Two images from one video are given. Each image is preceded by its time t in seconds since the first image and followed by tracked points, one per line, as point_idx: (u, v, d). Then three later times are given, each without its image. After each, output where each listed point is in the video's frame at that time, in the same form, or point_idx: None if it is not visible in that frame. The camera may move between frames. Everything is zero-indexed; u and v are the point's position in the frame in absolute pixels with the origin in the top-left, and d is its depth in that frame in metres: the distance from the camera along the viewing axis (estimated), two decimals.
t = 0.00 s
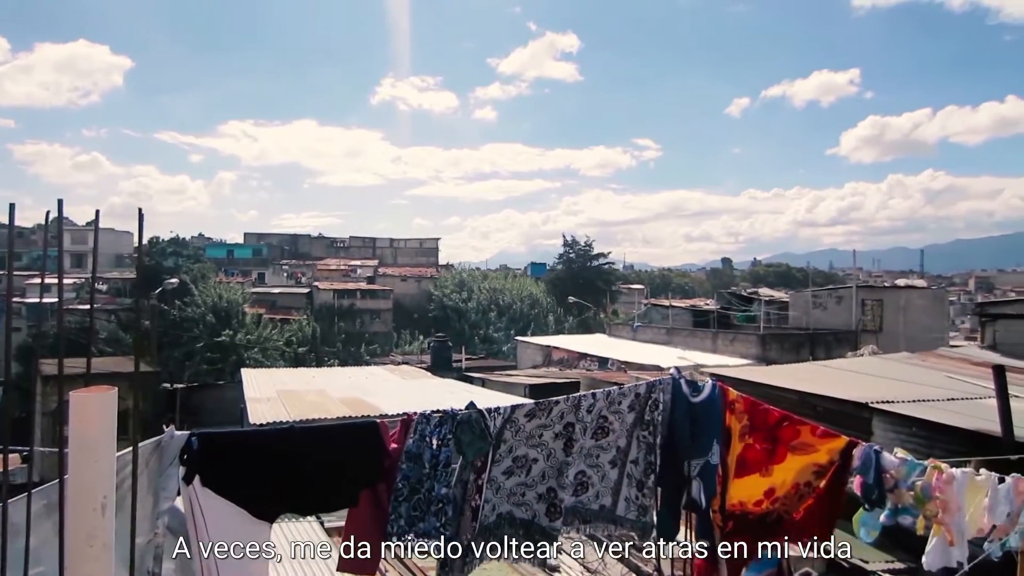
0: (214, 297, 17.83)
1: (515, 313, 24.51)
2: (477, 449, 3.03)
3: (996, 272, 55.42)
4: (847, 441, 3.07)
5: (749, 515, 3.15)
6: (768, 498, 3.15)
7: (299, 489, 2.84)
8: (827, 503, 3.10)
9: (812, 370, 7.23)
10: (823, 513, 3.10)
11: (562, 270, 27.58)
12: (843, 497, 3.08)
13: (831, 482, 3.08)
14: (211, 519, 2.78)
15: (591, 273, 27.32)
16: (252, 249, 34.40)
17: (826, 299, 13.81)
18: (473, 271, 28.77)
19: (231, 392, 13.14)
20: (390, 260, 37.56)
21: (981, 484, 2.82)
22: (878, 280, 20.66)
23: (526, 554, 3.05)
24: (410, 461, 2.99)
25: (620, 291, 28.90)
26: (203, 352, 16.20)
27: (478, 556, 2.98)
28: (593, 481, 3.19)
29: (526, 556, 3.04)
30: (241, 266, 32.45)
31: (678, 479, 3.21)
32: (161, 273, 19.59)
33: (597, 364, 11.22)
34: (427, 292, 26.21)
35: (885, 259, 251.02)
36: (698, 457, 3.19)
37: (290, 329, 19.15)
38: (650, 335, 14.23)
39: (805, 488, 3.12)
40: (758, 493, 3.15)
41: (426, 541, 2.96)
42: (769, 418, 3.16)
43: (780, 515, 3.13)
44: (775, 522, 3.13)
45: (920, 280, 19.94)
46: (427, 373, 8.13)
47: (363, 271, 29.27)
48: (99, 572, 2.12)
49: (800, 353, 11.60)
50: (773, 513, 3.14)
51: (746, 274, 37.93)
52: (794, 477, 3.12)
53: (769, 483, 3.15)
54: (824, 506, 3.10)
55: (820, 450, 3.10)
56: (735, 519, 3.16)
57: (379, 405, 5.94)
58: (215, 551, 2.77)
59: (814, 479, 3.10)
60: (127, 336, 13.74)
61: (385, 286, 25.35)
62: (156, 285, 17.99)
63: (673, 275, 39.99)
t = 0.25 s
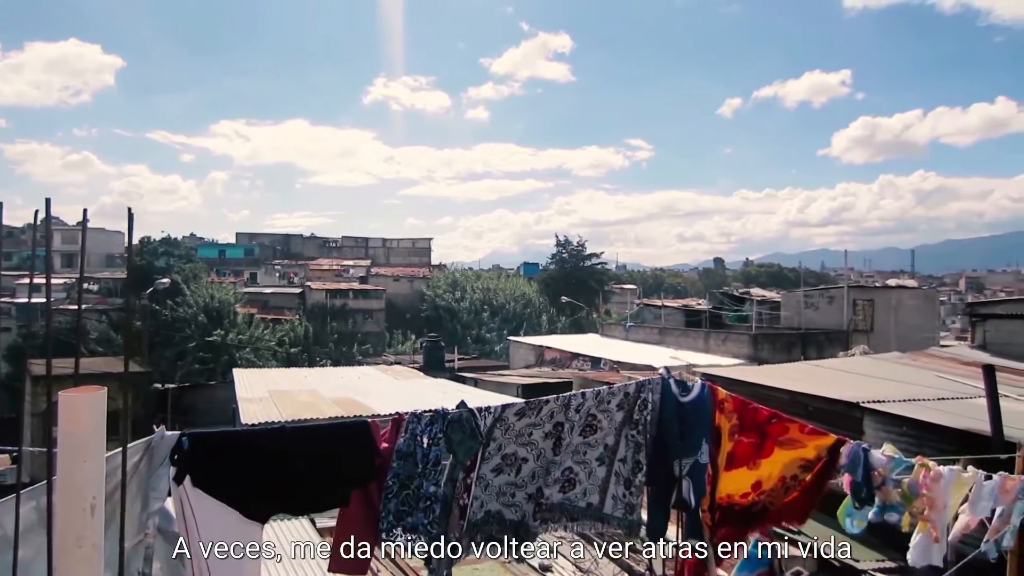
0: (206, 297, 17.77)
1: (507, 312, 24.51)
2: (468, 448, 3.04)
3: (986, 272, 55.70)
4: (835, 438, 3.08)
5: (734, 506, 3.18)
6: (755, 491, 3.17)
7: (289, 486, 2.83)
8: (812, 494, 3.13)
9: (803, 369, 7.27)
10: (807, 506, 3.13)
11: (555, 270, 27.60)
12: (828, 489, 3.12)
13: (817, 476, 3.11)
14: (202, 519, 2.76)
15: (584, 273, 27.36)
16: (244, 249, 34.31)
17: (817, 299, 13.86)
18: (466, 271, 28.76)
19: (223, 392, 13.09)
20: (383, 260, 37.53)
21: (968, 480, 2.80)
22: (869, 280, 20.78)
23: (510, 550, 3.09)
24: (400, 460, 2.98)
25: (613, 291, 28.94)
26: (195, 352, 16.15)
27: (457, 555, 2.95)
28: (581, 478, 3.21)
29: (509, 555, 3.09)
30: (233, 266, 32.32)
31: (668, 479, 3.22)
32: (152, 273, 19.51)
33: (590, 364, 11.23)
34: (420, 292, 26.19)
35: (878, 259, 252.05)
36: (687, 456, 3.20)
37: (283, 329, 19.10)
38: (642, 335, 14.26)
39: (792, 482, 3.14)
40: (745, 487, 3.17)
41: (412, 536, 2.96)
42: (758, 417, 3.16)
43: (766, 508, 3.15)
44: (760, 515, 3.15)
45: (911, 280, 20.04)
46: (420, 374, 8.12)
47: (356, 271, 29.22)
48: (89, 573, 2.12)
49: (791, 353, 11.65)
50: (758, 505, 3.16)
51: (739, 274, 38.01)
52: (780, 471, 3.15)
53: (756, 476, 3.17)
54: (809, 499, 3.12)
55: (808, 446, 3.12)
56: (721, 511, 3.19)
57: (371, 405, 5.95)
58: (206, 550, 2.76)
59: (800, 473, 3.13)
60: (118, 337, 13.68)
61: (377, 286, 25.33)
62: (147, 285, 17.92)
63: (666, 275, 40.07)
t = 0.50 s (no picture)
0: (197, 296, 17.70)
1: (500, 312, 24.51)
2: (460, 448, 3.04)
3: (977, 272, 55.93)
4: (826, 439, 3.09)
5: (723, 504, 3.19)
6: (745, 491, 3.18)
7: (279, 485, 2.83)
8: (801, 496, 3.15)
9: (794, 369, 7.30)
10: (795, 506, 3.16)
11: (548, 270, 27.61)
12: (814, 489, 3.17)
13: (807, 477, 3.12)
14: (193, 519, 2.77)
15: (577, 273, 27.38)
16: (236, 248, 34.20)
17: (809, 299, 13.91)
18: (459, 271, 28.74)
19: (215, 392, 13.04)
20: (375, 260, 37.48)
21: (956, 477, 2.82)
22: (860, 280, 20.86)
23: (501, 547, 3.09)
24: (393, 459, 2.98)
25: (605, 291, 28.97)
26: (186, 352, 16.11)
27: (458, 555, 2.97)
28: (569, 474, 3.21)
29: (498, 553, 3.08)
30: (225, 266, 32.19)
31: (659, 479, 3.24)
32: (143, 273, 19.42)
33: (582, 364, 11.25)
34: (413, 292, 26.15)
35: (870, 259, 253.11)
36: (679, 456, 3.23)
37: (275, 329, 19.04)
38: (635, 335, 14.29)
39: (782, 483, 3.14)
40: (735, 486, 3.19)
41: (403, 534, 2.97)
42: (751, 416, 3.18)
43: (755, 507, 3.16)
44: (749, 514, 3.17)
45: (902, 280, 20.12)
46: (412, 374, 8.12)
47: (348, 271, 29.16)
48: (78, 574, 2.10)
49: (783, 353, 11.69)
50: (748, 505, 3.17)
51: (731, 274, 38.09)
52: (771, 473, 3.15)
53: (748, 477, 3.18)
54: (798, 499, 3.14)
55: (799, 446, 3.12)
56: (712, 509, 3.21)
57: (363, 404, 5.94)
58: (202, 550, 2.77)
59: (791, 474, 3.13)
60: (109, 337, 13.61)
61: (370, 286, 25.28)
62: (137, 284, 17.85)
63: (658, 275, 40.12)
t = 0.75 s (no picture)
0: (189, 296, 17.63)
1: (493, 313, 24.52)
2: (452, 448, 3.04)
3: (968, 273, 56.26)
4: (817, 439, 3.11)
5: (715, 505, 3.20)
6: (737, 492, 3.19)
7: (272, 485, 2.82)
8: (793, 496, 3.16)
9: (785, 369, 7.33)
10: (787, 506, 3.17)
11: (541, 270, 27.64)
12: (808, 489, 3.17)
13: (798, 476, 3.14)
14: (184, 519, 2.72)
15: (570, 273, 27.42)
16: (228, 248, 34.09)
17: (800, 299, 13.97)
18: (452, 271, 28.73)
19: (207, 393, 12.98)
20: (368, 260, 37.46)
21: (946, 477, 2.83)
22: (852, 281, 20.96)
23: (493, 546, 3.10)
24: (386, 460, 2.97)
25: (598, 291, 29.01)
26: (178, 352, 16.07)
27: (455, 554, 3.00)
28: (562, 473, 3.22)
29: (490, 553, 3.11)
30: (216, 266, 32.06)
31: (652, 478, 3.24)
32: (135, 272, 19.33)
33: (575, 364, 11.26)
34: (406, 292, 26.13)
35: (860, 259, 254.41)
36: (671, 456, 3.23)
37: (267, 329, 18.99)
38: (627, 336, 14.32)
39: (774, 483, 3.16)
40: (728, 487, 3.20)
41: (398, 538, 2.95)
42: (742, 417, 3.19)
43: (746, 508, 3.18)
44: (742, 515, 3.18)
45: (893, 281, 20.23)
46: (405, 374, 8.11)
47: (341, 271, 29.10)
48: None
49: (775, 353, 11.73)
50: (740, 506, 3.18)
51: (723, 274, 38.22)
52: (763, 473, 3.17)
53: (739, 478, 3.19)
54: (788, 500, 3.15)
55: (791, 447, 3.14)
56: (704, 510, 3.21)
57: (356, 405, 5.94)
58: (201, 551, 2.73)
59: (783, 474, 3.15)
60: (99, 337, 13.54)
61: (363, 286, 25.24)
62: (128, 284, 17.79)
63: (651, 276, 40.21)
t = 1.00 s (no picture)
0: (180, 299, 17.56)
1: (486, 313, 24.52)
2: (445, 450, 3.04)
3: (958, 269, 56.59)
4: (809, 438, 3.10)
5: (706, 502, 3.21)
6: (729, 488, 3.20)
7: (265, 487, 2.83)
8: (782, 492, 3.19)
9: (778, 368, 7.36)
10: (777, 504, 3.18)
11: (534, 270, 27.66)
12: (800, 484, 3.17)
13: (789, 473, 3.15)
14: (175, 523, 2.70)
15: (562, 273, 27.46)
16: (220, 250, 33.97)
17: (792, 298, 14.02)
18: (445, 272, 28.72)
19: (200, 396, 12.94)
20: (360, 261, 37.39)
21: (939, 476, 2.87)
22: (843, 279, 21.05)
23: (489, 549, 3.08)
24: (380, 463, 3.06)
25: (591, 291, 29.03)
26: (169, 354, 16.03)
27: (457, 554, 3.00)
28: (554, 473, 3.23)
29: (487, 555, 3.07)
30: (208, 268, 31.94)
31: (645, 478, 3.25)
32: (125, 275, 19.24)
33: (568, 364, 11.28)
34: (398, 293, 26.11)
35: (852, 257, 255.56)
36: (664, 455, 3.24)
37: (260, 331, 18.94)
38: (620, 335, 14.35)
39: (764, 479, 3.17)
40: (719, 485, 3.21)
41: (400, 543, 2.99)
42: (734, 415, 3.19)
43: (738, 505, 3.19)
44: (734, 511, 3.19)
45: (884, 278, 20.33)
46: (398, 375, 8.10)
47: (333, 272, 29.04)
48: None
49: (767, 352, 11.79)
50: (730, 502, 3.19)
51: (715, 273, 38.34)
52: (754, 470, 3.18)
53: (731, 474, 3.20)
54: (778, 495, 3.17)
55: (783, 445, 3.14)
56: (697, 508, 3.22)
57: (349, 407, 5.93)
58: (202, 551, 2.72)
59: (773, 471, 3.16)
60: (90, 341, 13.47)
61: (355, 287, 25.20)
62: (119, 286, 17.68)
63: (643, 275, 40.29)
